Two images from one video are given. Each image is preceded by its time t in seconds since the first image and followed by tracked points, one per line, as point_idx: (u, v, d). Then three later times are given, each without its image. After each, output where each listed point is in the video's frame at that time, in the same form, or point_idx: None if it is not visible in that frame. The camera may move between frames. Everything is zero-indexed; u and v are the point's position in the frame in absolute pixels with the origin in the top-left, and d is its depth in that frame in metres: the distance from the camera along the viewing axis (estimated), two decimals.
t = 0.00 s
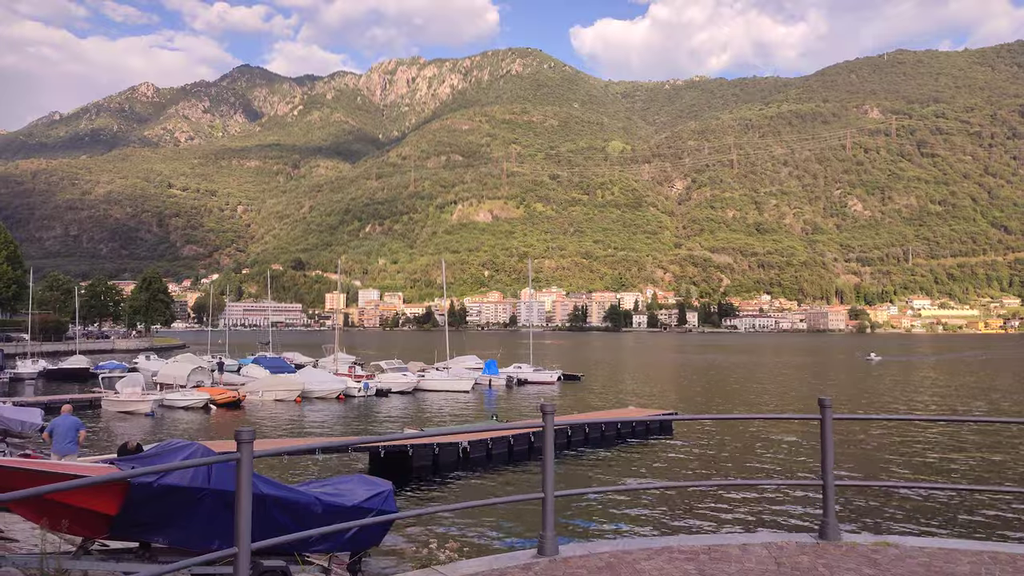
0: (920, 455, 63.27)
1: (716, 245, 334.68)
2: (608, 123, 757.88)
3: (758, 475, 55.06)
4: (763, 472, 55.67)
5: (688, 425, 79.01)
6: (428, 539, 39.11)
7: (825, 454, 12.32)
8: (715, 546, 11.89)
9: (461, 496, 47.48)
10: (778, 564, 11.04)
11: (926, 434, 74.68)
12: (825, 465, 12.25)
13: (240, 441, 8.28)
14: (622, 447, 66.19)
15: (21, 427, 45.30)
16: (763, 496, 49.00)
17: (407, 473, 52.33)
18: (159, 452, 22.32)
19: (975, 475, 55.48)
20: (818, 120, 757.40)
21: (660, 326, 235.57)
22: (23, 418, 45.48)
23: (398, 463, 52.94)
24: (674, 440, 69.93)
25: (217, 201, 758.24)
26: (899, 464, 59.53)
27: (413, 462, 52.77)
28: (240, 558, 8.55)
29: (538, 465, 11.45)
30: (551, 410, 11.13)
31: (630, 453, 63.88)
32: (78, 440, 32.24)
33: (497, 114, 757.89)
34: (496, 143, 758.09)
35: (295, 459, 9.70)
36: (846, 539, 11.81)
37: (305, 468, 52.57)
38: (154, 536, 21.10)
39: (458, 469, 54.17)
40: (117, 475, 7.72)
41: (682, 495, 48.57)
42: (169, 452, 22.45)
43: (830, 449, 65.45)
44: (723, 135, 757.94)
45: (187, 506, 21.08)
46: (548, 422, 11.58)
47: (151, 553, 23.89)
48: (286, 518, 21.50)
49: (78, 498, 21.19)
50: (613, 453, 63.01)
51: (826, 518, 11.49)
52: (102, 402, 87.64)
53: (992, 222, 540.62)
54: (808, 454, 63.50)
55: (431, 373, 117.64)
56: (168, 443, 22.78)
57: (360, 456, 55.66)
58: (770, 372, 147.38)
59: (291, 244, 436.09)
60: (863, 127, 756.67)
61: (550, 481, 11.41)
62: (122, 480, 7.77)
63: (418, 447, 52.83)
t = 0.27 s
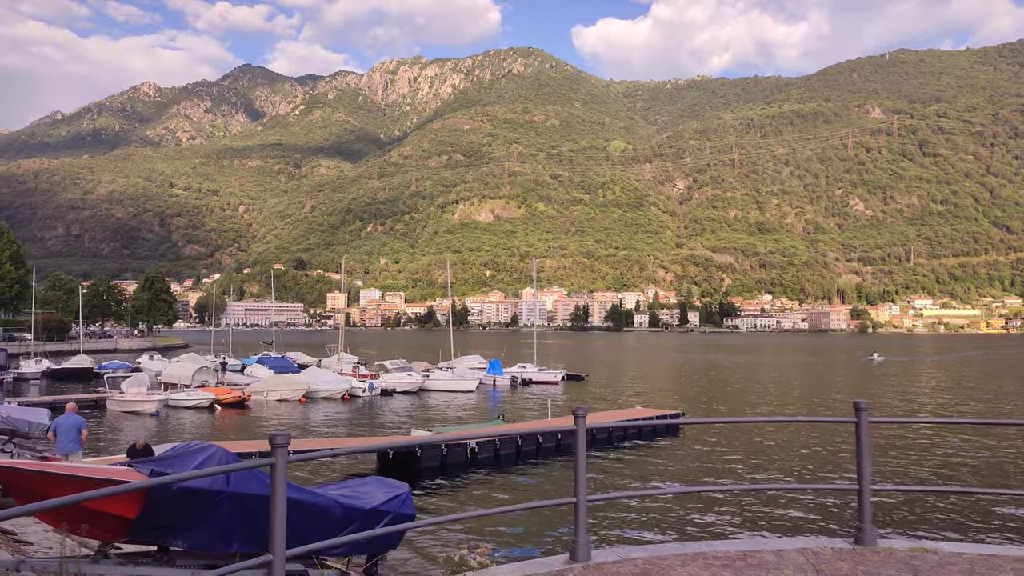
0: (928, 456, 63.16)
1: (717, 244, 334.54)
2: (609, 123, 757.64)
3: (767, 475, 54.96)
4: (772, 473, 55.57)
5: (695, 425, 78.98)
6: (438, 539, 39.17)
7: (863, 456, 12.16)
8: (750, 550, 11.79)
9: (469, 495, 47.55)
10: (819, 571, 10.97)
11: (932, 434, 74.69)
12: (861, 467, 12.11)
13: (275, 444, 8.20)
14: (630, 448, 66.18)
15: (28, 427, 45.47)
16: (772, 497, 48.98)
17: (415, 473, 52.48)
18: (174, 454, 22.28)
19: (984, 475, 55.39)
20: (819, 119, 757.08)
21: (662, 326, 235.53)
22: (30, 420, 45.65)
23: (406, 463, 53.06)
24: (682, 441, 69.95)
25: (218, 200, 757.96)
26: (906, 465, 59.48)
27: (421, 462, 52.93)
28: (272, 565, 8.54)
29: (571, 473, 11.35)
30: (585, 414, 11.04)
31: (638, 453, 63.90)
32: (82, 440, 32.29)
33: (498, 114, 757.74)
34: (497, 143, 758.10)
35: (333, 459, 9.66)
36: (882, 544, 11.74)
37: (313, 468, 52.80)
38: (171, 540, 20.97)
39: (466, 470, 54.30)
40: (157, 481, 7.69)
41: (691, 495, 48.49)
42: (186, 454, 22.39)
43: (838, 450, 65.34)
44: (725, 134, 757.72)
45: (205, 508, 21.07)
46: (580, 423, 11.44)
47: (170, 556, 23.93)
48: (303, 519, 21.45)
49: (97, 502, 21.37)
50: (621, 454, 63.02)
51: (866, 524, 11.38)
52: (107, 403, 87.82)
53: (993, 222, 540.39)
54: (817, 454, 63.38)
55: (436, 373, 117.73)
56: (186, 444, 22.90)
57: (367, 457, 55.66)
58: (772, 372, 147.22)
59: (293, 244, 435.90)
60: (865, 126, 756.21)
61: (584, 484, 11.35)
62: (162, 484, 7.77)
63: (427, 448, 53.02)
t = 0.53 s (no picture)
0: (937, 456, 62.77)
1: (719, 243, 334.58)
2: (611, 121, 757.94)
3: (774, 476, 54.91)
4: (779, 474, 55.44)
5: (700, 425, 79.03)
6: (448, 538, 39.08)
7: (896, 458, 11.95)
8: (784, 553, 11.60)
9: (476, 496, 47.65)
10: None
11: (938, 434, 74.50)
12: (895, 470, 11.92)
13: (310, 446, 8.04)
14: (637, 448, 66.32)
15: (36, 427, 45.76)
16: (779, 498, 48.90)
17: (423, 474, 52.70)
18: (193, 453, 22.61)
19: (991, 475, 55.20)
20: (821, 118, 757.10)
21: (663, 325, 235.61)
22: (38, 418, 45.90)
23: (414, 463, 53.39)
24: (689, 440, 70.09)
25: (220, 199, 758.34)
26: (914, 464, 59.29)
27: (429, 464, 53.17)
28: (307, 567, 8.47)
29: (601, 473, 11.32)
30: (622, 413, 10.79)
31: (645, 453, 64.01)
32: (90, 438, 32.42)
33: (500, 113, 757.92)
34: (499, 142, 758.14)
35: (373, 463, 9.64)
36: (921, 547, 11.47)
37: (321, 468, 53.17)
38: (191, 541, 21.52)
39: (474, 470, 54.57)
40: (198, 482, 7.73)
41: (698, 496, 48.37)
42: (203, 452, 22.59)
43: (844, 450, 65.22)
44: (727, 133, 758.14)
45: (224, 508, 21.48)
46: (613, 427, 11.23)
47: (188, 557, 24.08)
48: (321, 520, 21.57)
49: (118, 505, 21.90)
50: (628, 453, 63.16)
51: (902, 527, 11.11)
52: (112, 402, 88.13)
53: (995, 221, 540.04)
54: (824, 454, 63.33)
55: (440, 372, 117.95)
56: (202, 442, 23.17)
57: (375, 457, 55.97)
58: (774, 371, 147.24)
59: (294, 244, 436.12)
60: (867, 125, 756.20)
61: (616, 483, 11.31)
62: (189, 490, 7.62)
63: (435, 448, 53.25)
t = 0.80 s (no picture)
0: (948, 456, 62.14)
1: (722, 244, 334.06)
2: (613, 121, 757.91)
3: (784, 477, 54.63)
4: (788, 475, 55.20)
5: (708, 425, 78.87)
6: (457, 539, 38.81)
7: (940, 458, 11.43)
8: (823, 556, 11.08)
9: (483, 497, 47.41)
10: None
11: (946, 433, 74.14)
12: (937, 468, 11.39)
13: (346, 444, 7.64)
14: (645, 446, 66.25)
15: (44, 426, 45.84)
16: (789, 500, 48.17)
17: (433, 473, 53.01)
18: (210, 453, 22.62)
19: (1002, 474, 54.64)
20: (824, 118, 757.11)
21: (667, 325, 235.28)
22: (45, 418, 45.92)
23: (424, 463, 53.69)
24: (696, 441, 70.02)
25: (223, 200, 758.19)
26: (924, 465, 58.74)
27: (440, 463, 53.56)
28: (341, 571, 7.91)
29: (639, 471, 10.70)
30: (656, 409, 10.33)
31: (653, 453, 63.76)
32: (99, 438, 32.47)
33: (502, 113, 757.73)
34: (501, 142, 757.91)
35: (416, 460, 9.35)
36: (963, 549, 10.98)
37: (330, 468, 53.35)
38: (210, 542, 21.98)
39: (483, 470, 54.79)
40: (224, 484, 7.14)
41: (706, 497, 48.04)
42: (220, 450, 22.61)
43: (851, 450, 64.95)
44: (729, 133, 758.51)
45: (245, 508, 21.86)
46: (648, 422, 10.79)
47: (205, 559, 24.24)
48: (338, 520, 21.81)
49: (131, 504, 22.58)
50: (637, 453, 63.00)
51: (943, 525, 10.68)
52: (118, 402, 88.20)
53: (999, 221, 538.68)
54: (832, 454, 63.08)
55: (445, 372, 117.83)
56: (217, 442, 23.19)
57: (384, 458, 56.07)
58: (778, 371, 147.09)
59: (297, 244, 435.86)
60: (870, 125, 756.60)
61: (651, 484, 10.74)
62: (224, 488, 7.30)
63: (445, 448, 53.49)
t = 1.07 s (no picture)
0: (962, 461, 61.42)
1: (728, 244, 333.55)
2: (618, 122, 757.96)
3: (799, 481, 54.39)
4: (800, 479, 55.20)
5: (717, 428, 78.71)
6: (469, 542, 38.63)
7: (988, 469, 10.76)
8: (875, 566, 10.29)
9: (493, 501, 47.34)
10: None
11: (957, 436, 73.70)
12: (988, 478, 10.61)
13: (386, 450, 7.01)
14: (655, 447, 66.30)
15: (55, 428, 46.05)
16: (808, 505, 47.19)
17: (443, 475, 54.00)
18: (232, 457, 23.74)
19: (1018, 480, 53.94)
20: (830, 118, 756.81)
21: (672, 325, 234.89)
22: (58, 420, 46.06)
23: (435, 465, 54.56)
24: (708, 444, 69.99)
25: (228, 200, 758.37)
26: (937, 469, 58.22)
27: (451, 467, 54.23)
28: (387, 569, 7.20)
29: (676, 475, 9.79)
30: (699, 415, 9.50)
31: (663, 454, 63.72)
32: (113, 441, 32.87)
33: (507, 113, 757.65)
34: (507, 142, 757.92)
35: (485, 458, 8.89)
36: (1016, 561, 10.22)
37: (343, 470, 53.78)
38: (233, 548, 22.94)
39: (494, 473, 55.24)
40: (263, 496, 6.61)
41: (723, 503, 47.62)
42: (245, 450, 23.80)
43: (859, 454, 64.89)
44: (735, 133, 758.36)
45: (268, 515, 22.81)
46: (689, 429, 9.98)
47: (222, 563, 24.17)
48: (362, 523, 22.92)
49: (155, 506, 23.94)
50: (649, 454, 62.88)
51: (993, 535, 9.98)
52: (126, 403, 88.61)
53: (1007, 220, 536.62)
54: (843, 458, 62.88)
55: (453, 373, 117.81)
56: (237, 446, 24.14)
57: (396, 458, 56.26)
58: (785, 372, 146.83)
59: (302, 244, 436.08)
60: (876, 124, 756.44)
61: (694, 488, 9.96)
62: (270, 498, 6.72)
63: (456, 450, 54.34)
